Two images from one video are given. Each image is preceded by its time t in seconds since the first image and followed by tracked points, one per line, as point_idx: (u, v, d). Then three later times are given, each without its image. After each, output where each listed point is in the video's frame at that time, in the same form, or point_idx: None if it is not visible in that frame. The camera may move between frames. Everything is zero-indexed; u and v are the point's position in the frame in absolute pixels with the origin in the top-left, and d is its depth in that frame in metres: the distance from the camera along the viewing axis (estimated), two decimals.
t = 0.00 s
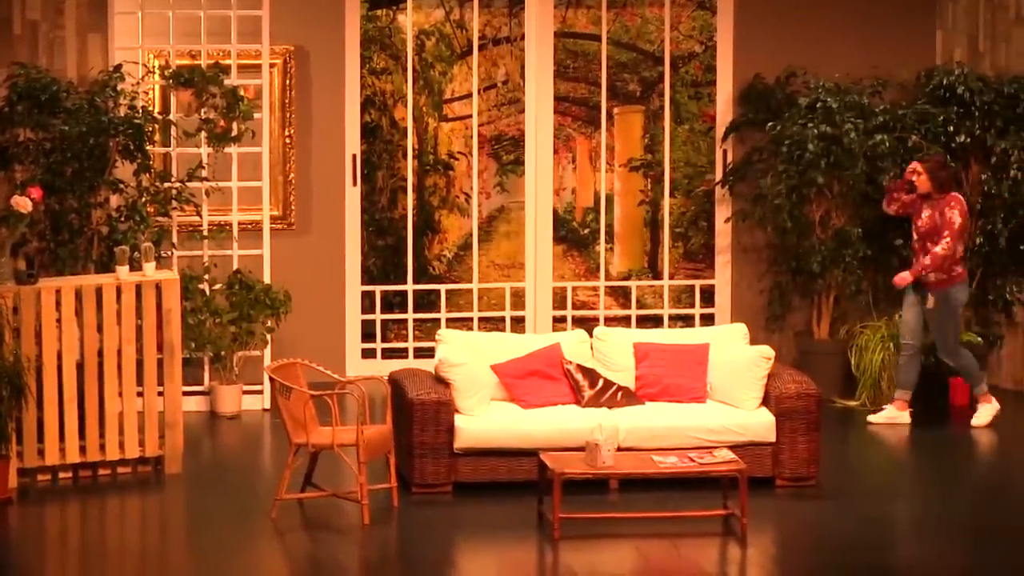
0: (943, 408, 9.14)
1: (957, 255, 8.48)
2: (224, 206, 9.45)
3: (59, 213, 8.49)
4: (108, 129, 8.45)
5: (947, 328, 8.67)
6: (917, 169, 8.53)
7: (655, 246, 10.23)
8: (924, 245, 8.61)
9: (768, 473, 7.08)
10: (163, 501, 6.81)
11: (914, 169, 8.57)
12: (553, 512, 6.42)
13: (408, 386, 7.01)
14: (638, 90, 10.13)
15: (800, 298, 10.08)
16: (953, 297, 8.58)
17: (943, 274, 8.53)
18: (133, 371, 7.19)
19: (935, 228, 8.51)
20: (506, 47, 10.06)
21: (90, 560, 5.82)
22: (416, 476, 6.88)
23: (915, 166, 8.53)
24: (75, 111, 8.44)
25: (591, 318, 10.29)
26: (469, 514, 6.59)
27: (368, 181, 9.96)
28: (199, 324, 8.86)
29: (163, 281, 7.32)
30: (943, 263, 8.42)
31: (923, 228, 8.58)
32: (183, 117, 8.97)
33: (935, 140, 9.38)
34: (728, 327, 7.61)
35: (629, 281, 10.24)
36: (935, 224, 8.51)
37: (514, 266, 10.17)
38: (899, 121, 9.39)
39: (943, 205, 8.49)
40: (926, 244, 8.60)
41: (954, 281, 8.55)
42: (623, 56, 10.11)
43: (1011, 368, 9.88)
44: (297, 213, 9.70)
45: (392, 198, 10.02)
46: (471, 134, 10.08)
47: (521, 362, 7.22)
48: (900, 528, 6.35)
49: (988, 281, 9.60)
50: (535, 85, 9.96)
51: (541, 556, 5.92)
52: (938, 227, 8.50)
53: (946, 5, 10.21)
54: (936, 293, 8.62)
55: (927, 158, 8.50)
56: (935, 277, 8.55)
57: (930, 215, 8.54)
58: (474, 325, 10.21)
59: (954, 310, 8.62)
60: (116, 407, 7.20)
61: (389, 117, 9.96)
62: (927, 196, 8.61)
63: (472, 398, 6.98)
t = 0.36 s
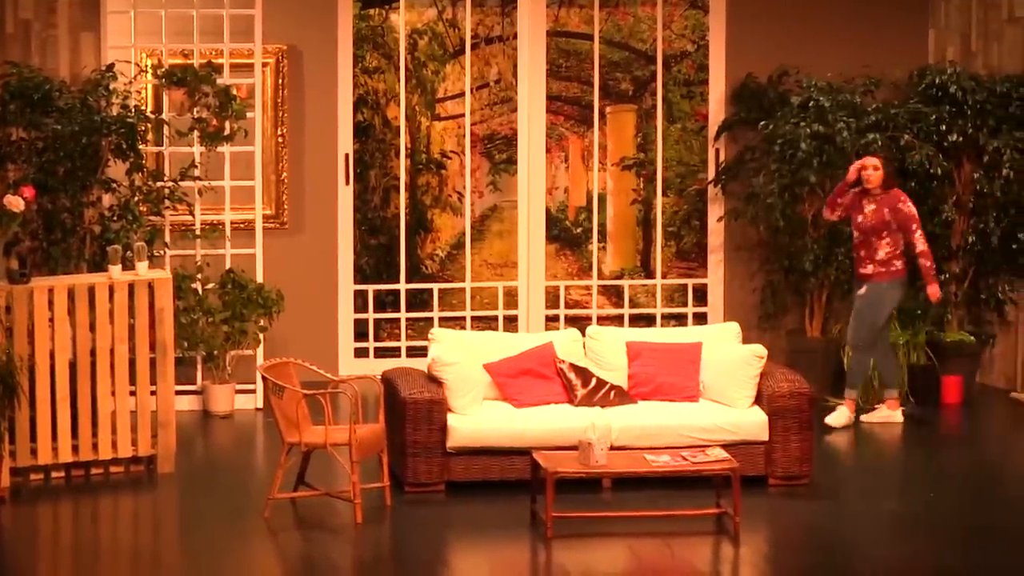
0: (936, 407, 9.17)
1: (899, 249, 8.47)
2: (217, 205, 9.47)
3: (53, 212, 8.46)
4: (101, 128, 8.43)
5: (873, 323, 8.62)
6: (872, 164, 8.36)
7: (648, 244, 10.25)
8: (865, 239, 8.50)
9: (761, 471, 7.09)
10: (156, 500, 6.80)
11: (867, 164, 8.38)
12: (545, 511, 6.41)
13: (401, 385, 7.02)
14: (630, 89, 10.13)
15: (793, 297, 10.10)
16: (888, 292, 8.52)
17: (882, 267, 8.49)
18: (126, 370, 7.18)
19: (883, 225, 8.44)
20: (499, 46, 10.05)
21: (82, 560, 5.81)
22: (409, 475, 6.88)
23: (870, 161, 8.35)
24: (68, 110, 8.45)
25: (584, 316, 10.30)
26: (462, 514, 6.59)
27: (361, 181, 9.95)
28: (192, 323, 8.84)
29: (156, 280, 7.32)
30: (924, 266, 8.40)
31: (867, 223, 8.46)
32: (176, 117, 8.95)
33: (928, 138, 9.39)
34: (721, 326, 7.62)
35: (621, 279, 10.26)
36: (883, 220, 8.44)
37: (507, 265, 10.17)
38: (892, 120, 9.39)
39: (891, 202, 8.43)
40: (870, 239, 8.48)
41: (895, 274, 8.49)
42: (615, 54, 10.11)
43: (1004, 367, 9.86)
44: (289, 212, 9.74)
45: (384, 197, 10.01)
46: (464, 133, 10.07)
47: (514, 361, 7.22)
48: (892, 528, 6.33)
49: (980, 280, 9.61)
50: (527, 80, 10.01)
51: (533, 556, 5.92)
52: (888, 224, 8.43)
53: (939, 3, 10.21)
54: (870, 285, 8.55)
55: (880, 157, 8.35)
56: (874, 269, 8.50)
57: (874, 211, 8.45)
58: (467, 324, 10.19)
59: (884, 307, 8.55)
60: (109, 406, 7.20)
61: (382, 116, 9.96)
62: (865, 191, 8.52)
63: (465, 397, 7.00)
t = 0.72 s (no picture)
0: (927, 406, 9.20)
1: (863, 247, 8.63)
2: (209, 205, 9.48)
3: (45, 211, 8.47)
4: (93, 128, 8.41)
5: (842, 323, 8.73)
6: (842, 166, 8.40)
7: (640, 243, 10.25)
8: (833, 241, 8.57)
9: (754, 471, 7.09)
10: (148, 500, 6.79)
11: (833, 166, 8.42)
12: (538, 510, 6.41)
13: (394, 383, 7.05)
14: (622, 89, 10.14)
15: (785, 296, 10.12)
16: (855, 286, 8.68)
17: (852, 265, 8.61)
18: (118, 370, 7.18)
19: (849, 226, 8.55)
20: (492, 45, 10.05)
21: (73, 560, 5.80)
22: (402, 475, 6.88)
23: (838, 162, 8.39)
24: (60, 109, 8.41)
25: (576, 316, 10.30)
26: (455, 513, 6.59)
27: (353, 180, 9.93)
28: (184, 322, 8.82)
29: (148, 280, 7.31)
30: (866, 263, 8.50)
31: (836, 225, 8.54)
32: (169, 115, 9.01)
33: (919, 138, 9.39)
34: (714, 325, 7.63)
35: (613, 279, 10.26)
36: (849, 221, 8.55)
37: (499, 264, 10.18)
38: (884, 119, 9.42)
39: (853, 201, 8.54)
40: (839, 241, 8.57)
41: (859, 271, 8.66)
42: (607, 54, 10.12)
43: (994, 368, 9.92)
44: (281, 212, 9.75)
45: (376, 197, 9.99)
46: (457, 133, 10.07)
47: (507, 361, 7.24)
48: (884, 528, 6.32)
49: (972, 279, 9.62)
50: (519, 77, 10.03)
51: (526, 556, 5.92)
52: (855, 224, 8.54)
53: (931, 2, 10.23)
54: (841, 285, 8.63)
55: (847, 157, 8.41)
56: (845, 269, 8.61)
57: (839, 213, 8.54)
58: (459, 323, 10.20)
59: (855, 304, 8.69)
60: (101, 406, 7.19)
61: (374, 116, 9.95)
62: (825, 194, 8.56)
63: (458, 395, 6.99)
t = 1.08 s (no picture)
0: (916, 405, 9.22)
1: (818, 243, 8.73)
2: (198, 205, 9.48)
3: (33, 211, 8.47)
4: (82, 127, 8.40)
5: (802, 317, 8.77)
6: (800, 170, 8.33)
7: (629, 243, 10.27)
8: (794, 243, 8.59)
9: (743, 470, 7.10)
10: (137, 500, 6.78)
11: (790, 171, 8.33)
12: (527, 510, 6.42)
13: (383, 383, 7.04)
14: (611, 88, 10.15)
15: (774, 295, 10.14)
16: (810, 277, 8.78)
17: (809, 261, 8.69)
18: (107, 370, 7.16)
19: (806, 228, 8.60)
20: (481, 44, 10.06)
21: (62, 560, 5.78)
22: (391, 475, 6.88)
23: (795, 167, 8.31)
24: (49, 109, 8.40)
25: (566, 315, 10.31)
26: (444, 512, 6.59)
27: (342, 180, 9.95)
28: (173, 322, 8.82)
29: (137, 280, 7.30)
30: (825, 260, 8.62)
31: (796, 230, 8.56)
32: (158, 115, 8.88)
33: (908, 137, 9.39)
34: (704, 325, 7.65)
35: (603, 278, 10.27)
36: (806, 223, 8.58)
37: (488, 264, 10.18)
38: (873, 119, 9.42)
39: (810, 203, 8.55)
40: (798, 243, 8.61)
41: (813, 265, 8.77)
42: (596, 53, 10.13)
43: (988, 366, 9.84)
44: (270, 211, 9.69)
45: (366, 197, 10.00)
46: (446, 132, 10.08)
47: (495, 360, 7.23)
48: (873, 528, 6.32)
49: (961, 278, 9.65)
50: (508, 78, 10.00)
51: (515, 555, 5.92)
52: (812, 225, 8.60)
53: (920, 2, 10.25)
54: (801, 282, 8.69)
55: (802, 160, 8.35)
56: (803, 266, 8.68)
57: (798, 216, 8.53)
58: (449, 323, 10.23)
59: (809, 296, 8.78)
60: (90, 405, 7.17)
61: (364, 116, 9.95)
62: (782, 198, 8.50)
63: (447, 395, 6.99)
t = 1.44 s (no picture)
0: (898, 405, 9.24)
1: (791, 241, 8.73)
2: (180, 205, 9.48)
3: (15, 211, 8.46)
4: (64, 128, 8.37)
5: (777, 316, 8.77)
6: (764, 171, 8.38)
7: (612, 243, 10.28)
8: (763, 242, 8.61)
9: (726, 470, 7.12)
10: (120, 501, 6.77)
11: (754, 172, 8.40)
12: (510, 509, 6.43)
13: (366, 383, 7.04)
14: (594, 88, 10.16)
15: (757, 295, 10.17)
16: (784, 277, 8.78)
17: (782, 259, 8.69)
18: (89, 370, 7.15)
19: (776, 226, 8.62)
20: (464, 44, 10.05)
21: (45, 560, 5.78)
22: (374, 475, 6.89)
23: (758, 167, 8.38)
24: (31, 109, 8.37)
25: (549, 315, 10.32)
26: (428, 513, 6.59)
27: (326, 180, 9.92)
28: (156, 323, 8.81)
29: (120, 280, 7.29)
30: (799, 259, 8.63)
31: (765, 229, 8.58)
32: (139, 116, 8.99)
33: (891, 137, 9.42)
34: (686, 324, 7.67)
35: (586, 278, 10.28)
36: (776, 222, 8.60)
37: (471, 264, 10.19)
38: (855, 119, 9.46)
39: (779, 202, 8.58)
40: (768, 241, 8.62)
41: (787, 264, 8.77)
42: (579, 53, 10.14)
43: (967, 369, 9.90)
44: (253, 211, 9.76)
45: (349, 196, 9.98)
46: (429, 132, 10.06)
47: (478, 360, 7.24)
48: (857, 528, 6.34)
49: (943, 279, 9.68)
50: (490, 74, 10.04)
51: (498, 555, 5.93)
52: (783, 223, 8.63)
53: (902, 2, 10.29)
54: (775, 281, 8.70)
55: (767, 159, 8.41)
56: (775, 264, 8.68)
57: (768, 214, 8.57)
58: (432, 323, 10.19)
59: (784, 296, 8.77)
60: (72, 406, 7.16)
61: (347, 116, 9.94)
62: (749, 197, 8.55)
63: (430, 396, 6.99)
